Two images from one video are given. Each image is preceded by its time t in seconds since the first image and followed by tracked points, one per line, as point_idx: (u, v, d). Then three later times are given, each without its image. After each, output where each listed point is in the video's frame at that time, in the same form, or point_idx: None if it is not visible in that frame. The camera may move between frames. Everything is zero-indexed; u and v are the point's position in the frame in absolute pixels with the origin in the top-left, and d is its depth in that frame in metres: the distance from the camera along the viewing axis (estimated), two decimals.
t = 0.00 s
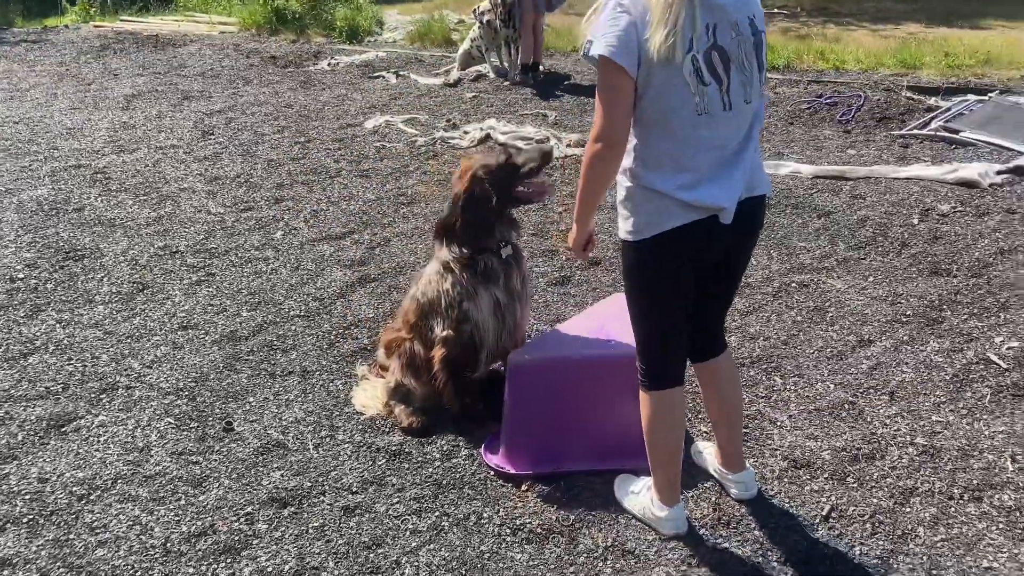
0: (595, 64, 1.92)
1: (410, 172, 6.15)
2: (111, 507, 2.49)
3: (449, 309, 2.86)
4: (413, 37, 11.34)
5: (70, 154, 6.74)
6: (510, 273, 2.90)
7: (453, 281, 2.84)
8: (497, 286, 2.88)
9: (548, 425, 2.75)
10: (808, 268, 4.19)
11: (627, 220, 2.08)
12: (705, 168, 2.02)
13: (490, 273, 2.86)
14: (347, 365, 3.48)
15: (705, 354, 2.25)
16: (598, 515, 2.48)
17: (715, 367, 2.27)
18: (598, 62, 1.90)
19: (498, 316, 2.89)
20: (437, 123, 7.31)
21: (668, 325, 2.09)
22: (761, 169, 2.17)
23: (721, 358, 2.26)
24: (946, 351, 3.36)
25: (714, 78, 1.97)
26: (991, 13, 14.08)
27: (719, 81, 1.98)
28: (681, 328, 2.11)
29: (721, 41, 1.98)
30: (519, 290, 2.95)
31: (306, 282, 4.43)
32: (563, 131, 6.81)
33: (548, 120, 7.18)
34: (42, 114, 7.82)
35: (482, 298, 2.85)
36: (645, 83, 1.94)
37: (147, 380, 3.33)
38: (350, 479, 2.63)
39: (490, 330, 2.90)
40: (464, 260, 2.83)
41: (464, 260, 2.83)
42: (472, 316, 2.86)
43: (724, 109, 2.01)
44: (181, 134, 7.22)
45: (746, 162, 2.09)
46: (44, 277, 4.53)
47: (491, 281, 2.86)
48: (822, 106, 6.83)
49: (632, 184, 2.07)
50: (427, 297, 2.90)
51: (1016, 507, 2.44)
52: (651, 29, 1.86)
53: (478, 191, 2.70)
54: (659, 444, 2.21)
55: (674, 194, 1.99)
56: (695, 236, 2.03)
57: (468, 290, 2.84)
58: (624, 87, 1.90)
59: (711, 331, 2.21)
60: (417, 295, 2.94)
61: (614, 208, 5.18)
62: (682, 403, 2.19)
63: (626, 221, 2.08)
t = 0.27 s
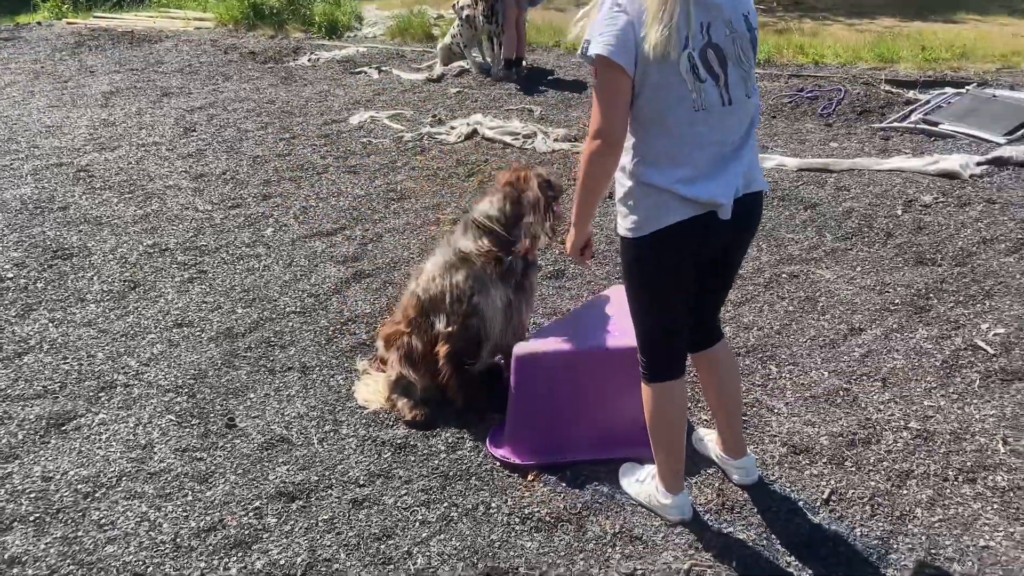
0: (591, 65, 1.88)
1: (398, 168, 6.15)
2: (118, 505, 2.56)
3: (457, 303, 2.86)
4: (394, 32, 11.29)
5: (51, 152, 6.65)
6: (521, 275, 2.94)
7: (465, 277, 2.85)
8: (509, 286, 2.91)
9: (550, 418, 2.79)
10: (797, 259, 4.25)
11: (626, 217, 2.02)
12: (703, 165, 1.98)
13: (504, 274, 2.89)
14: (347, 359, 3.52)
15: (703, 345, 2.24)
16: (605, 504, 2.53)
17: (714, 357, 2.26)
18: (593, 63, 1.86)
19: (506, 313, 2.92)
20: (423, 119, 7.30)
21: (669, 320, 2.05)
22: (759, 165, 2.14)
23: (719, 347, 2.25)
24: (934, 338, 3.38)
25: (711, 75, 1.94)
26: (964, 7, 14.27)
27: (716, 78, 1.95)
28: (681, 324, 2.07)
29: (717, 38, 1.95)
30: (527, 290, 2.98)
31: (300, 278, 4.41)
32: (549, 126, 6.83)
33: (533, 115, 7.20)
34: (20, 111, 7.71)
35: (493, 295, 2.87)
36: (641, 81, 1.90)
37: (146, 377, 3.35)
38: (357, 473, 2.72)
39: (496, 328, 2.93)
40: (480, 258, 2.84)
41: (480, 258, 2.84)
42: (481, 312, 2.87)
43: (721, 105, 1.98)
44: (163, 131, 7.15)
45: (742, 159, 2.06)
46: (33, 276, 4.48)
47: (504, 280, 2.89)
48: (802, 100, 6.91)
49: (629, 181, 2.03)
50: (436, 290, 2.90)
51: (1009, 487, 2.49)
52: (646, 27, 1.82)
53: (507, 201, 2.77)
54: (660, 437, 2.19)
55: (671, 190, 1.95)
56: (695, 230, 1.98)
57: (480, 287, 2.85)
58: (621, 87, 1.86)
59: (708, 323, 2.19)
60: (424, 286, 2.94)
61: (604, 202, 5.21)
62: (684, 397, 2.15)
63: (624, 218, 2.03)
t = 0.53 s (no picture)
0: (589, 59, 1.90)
1: (387, 164, 6.15)
2: (121, 499, 2.67)
3: (470, 294, 2.93)
4: (378, 28, 11.24)
5: (34, 150, 6.57)
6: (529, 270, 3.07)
7: (479, 268, 2.93)
8: (518, 280, 3.03)
9: (550, 410, 2.82)
10: (785, 251, 4.30)
11: (625, 210, 2.04)
12: (701, 156, 2.00)
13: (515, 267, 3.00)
14: (344, 354, 3.57)
15: (701, 334, 2.25)
16: (607, 491, 2.58)
17: (714, 344, 2.27)
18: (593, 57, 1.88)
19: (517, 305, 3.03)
20: (410, 115, 7.30)
21: (668, 311, 2.07)
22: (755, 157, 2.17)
23: (717, 335, 2.27)
24: (923, 327, 3.43)
25: (710, 68, 1.96)
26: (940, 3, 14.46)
27: (715, 71, 1.97)
28: (681, 314, 2.09)
29: (715, 32, 1.98)
30: (532, 285, 3.11)
31: (293, 274, 4.41)
32: (536, 122, 6.85)
33: (520, 111, 7.22)
34: None
35: (504, 287, 2.97)
36: (641, 75, 1.92)
37: (144, 373, 3.44)
38: (359, 465, 2.80)
39: (504, 320, 3.01)
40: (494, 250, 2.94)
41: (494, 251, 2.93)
42: (492, 303, 2.96)
43: (720, 98, 2.01)
44: (147, 129, 7.09)
45: (740, 151, 2.09)
46: (23, 274, 4.45)
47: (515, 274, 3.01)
48: (786, 95, 6.99)
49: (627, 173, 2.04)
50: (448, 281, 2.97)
51: (1000, 469, 2.55)
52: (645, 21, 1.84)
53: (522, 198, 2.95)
54: (662, 424, 2.22)
55: (670, 181, 1.97)
56: (693, 221, 2.00)
57: (493, 279, 2.94)
58: (617, 80, 1.88)
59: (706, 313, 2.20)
60: (434, 278, 3.01)
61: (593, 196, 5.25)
62: (684, 384, 2.17)
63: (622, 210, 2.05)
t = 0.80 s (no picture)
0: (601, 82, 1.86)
1: (375, 167, 6.14)
2: (113, 509, 2.67)
3: (470, 296, 2.94)
4: (363, 31, 11.22)
5: (17, 155, 6.51)
6: (527, 272, 3.09)
7: (479, 271, 2.94)
8: (517, 283, 3.05)
9: (544, 416, 2.83)
10: (773, 253, 4.34)
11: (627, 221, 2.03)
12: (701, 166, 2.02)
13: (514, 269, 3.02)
14: (336, 360, 3.57)
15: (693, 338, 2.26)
16: (601, 496, 2.60)
17: (707, 348, 2.29)
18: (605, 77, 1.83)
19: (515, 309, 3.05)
20: (398, 118, 7.29)
21: (664, 318, 2.09)
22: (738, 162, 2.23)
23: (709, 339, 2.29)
24: (909, 328, 3.47)
25: (712, 80, 1.97)
26: (919, 6, 14.64)
27: (715, 85, 1.99)
28: (676, 320, 2.11)
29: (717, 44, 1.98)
30: (530, 287, 3.13)
31: (282, 279, 4.39)
32: (523, 124, 6.86)
33: (507, 113, 7.23)
34: None
35: (503, 289, 2.98)
36: (652, 91, 1.89)
37: (133, 382, 3.43)
38: (354, 472, 2.80)
39: (503, 323, 3.03)
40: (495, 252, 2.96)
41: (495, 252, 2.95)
42: (491, 306, 2.97)
43: (717, 109, 2.03)
44: (132, 133, 7.04)
45: (734, 160, 2.12)
46: (9, 282, 4.40)
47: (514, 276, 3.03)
48: (771, 97, 7.05)
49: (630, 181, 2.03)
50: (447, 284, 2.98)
51: (988, 470, 2.59)
52: (659, 36, 1.79)
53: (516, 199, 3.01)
54: (659, 428, 2.23)
55: (673, 192, 1.98)
56: (688, 228, 2.02)
57: (493, 281, 2.96)
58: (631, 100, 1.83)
59: (696, 318, 2.22)
60: (433, 281, 3.02)
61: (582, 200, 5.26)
62: (677, 388, 2.20)
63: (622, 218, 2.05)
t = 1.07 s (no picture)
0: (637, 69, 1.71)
1: (363, 169, 6.12)
2: (103, 514, 2.65)
3: (464, 297, 2.93)
4: (349, 31, 11.18)
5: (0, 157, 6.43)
6: (519, 272, 3.10)
7: (472, 271, 2.94)
8: (510, 282, 3.05)
9: (534, 417, 2.83)
10: (761, 253, 4.36)
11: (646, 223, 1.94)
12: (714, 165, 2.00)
13: (507, 269, 3.03)
14: (327, 362, 3.55)
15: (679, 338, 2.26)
16: (594, 497, 2.60)
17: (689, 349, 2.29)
18: (647, 68, 1.70)
19: (507, 309, 3.04)
20: (385, 119, 7.27)
21: (661, 320, 2.06)
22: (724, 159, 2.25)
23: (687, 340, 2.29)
24: (897, 327, 3.50)
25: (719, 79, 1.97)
26: (901, 6, 14.78)
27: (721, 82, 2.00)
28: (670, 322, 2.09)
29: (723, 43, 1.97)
30: (522, 287, 3.13)
31: (271, 281, 4.37)
32: (511, 125, 6.87)
33: (495, 114, 7.23)
34: None
35: (496, 289, 2.98)
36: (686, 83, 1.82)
37: (122, 386, 3.41)
38: (346, 474, 2.79)
39: (495, 323, 3.03)
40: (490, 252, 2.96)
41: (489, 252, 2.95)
42: (484, 306, 2.97)
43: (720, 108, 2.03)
44: (117, 134, 6.98)
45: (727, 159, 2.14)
46: None
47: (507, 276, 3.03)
48: (757, 98, 7.09)
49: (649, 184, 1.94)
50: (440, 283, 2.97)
51: (976, 468, 2.61)
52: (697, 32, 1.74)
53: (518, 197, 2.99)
54: (649, 430, 2.24)
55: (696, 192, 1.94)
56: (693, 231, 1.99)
57: (485, 281, 2.95)
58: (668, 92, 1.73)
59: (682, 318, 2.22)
60: (424, 281, 3.01)
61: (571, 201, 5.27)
62: (670, 391, 2.19)
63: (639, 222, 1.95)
